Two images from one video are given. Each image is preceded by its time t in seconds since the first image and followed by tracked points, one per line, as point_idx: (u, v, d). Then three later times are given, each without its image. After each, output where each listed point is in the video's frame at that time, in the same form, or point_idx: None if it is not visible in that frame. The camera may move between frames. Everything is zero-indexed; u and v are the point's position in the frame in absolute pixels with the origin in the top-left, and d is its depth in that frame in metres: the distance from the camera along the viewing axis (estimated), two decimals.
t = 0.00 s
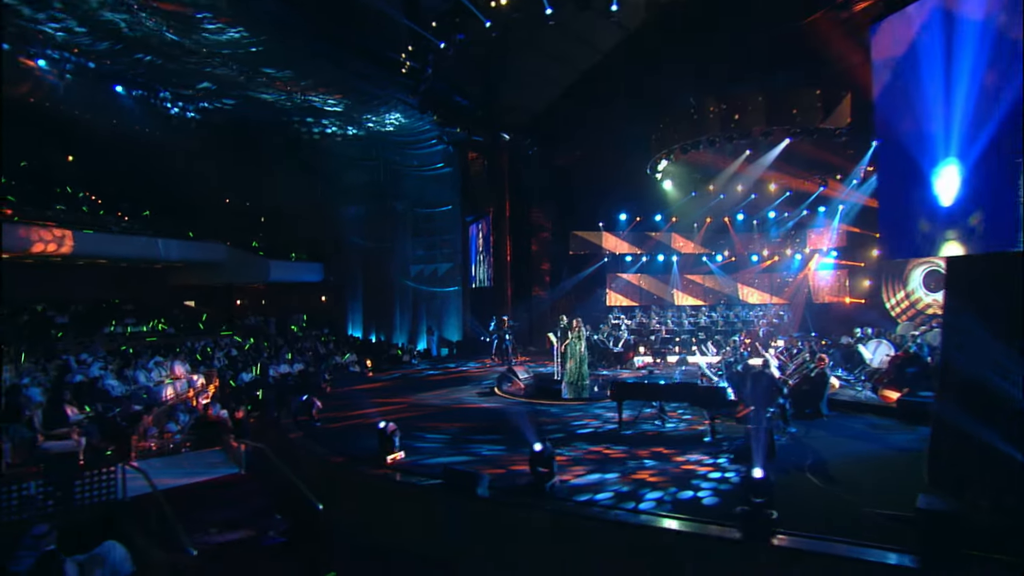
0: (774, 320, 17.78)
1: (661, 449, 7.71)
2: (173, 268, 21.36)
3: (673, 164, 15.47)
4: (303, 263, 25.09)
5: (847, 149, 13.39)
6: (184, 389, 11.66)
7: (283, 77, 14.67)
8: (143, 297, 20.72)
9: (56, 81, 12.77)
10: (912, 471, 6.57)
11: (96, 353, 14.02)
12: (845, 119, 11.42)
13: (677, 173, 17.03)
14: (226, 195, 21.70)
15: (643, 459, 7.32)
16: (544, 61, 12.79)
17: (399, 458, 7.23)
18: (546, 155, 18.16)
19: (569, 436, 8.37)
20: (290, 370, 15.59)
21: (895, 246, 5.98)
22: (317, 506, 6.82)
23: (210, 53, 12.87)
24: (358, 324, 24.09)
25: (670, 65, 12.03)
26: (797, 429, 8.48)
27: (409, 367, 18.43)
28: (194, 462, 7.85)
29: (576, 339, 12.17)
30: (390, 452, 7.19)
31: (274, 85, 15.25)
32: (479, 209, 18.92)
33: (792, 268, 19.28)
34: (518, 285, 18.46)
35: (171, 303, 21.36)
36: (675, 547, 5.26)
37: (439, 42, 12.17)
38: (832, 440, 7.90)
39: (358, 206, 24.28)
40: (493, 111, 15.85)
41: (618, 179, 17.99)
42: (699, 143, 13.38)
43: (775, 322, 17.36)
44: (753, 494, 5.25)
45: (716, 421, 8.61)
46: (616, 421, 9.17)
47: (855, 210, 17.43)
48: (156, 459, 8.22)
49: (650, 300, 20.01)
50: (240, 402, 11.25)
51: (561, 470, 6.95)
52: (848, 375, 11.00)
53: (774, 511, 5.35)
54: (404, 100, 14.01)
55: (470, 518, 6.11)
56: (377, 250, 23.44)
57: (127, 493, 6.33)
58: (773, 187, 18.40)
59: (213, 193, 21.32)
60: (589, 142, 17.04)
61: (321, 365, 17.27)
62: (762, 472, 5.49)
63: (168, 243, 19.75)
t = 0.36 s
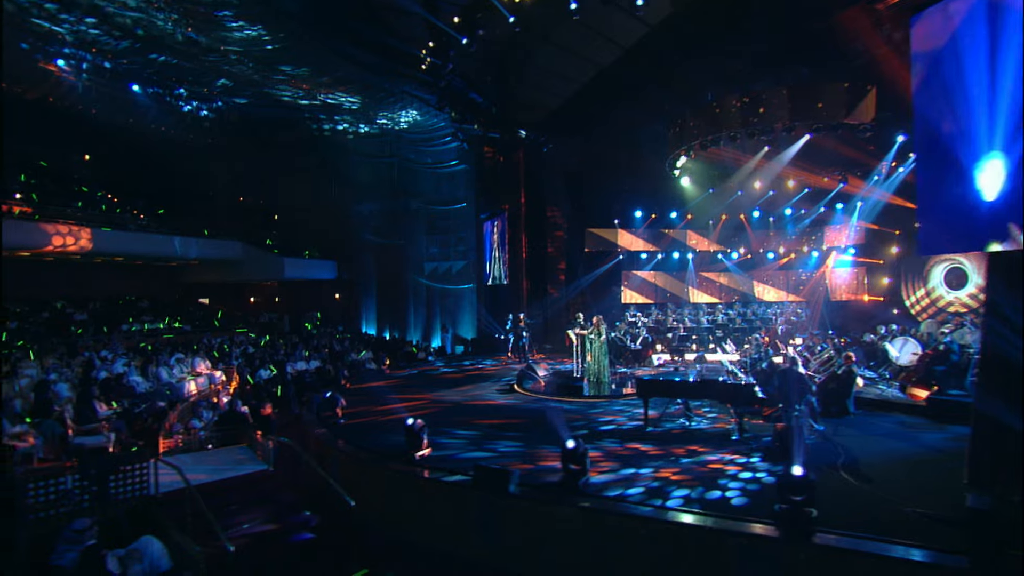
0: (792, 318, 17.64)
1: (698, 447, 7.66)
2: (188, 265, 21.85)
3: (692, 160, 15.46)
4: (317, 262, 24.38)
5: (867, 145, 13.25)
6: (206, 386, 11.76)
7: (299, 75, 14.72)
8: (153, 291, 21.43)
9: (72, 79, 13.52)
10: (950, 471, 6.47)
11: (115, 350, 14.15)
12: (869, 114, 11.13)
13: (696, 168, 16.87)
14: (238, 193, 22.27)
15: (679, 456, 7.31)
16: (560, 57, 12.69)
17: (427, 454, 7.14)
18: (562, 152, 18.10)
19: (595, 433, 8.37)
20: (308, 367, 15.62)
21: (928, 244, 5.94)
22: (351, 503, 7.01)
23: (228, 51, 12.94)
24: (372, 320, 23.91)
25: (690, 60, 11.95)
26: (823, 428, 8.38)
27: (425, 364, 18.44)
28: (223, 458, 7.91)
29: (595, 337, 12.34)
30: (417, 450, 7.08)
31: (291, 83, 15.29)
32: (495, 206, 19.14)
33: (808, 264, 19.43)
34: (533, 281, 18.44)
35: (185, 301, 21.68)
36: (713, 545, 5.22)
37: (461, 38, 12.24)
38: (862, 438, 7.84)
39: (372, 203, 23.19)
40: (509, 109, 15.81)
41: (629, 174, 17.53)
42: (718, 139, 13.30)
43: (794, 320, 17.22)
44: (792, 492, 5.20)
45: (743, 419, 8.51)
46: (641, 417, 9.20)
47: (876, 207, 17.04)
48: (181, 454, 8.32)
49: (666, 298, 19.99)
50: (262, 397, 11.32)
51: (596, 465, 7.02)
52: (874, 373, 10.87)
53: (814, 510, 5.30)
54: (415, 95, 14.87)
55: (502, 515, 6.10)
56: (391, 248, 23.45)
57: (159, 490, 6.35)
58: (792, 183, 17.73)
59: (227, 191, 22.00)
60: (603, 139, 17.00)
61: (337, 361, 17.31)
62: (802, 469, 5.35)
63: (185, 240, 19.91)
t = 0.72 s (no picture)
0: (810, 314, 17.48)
1: (729, 443, 7.64)
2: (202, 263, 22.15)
3: (710, 156, 15.38)
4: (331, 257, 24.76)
5: (886, 140, 13.13)
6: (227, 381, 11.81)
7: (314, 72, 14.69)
8: (167, 289, 21.77)
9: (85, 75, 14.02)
10: (983, 469, 6.42)
11: (133, 347, 14.26)
12: (892, 109, 10.90)
13: (713, 164, 16.79)
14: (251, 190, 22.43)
15: (711, 452, 7.29)
16: (575, 55, 12.67)
17: (457, 451, 7.12)
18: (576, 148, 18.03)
19: (621, 429, 8.36)
20: (324, 363, 15.67)
21: (966, 231, 5.89)
22: (372, 489, 7.08)
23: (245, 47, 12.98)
24: (385, 316, 23.95)
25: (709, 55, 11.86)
26: (851, 424, 8.39)
27: (440, 361, 18.44)
28: (248, 454, 8.03)
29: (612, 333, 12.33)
30: (446, 445, 7.06)
31: (306, 79, 15.28)
32: (512, 202, 19.28)
33: (825, 260, 19.23)
34: (547, 278, 18.46)
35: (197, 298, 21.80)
36: (748, 542, 5.18)
37: (483, 32, 12.10)
38: (888, 435, 7.78)
39: (384, 201, 23.54)
40: (524, 106, 15.76)
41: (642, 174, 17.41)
42: (737, 134, 13.21)
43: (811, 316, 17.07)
44: (830, 489, 5.18)
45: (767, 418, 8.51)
46: (665, 413, 9.24)
47: (893, 205, 16.76)
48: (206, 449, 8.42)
49: (680, 294, 19.97)
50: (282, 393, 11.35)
51: (627, 459, 7.10)
52: (898, 370, 10.75)
53: (852, 508, 5.27)
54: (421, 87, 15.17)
55: (534, 512, 6.07)
56: (404, 244, 23.42)
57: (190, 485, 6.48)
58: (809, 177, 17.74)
59: (240, 188, 22.21)
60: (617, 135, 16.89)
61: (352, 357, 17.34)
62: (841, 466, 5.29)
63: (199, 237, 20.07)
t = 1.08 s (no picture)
0: (828, 309, 17.26)
1: (761, 440, 7.63)
2: (212, 260, 22.60)
3: (727, 151, 15.26)
4: (342, 254, 24.25)
5: (904, 135, 13.00)
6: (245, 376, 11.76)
7: (328, 67, 14.64)
8: (181, 285, 22.18)
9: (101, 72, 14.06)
10: (1014, 465, 6.38)
11: (150, 343, 14.33)
12: (915, 101, 10.78)
13: (730, 160, 16.74)
14: (261, 187, 22.69)
15: (739, 449, 7.30)
16: (589, 53, 12.68)
17: (482, 446, 7.17)
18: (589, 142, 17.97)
19: (647, 425, 8.38)
20: (339, 358, 15.69)
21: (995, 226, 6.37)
22: (392, 473, 6.94)
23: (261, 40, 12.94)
24: (396, 312, 23.68)
25: (728, 49, 11.76)
26: (876, 419, 8.36)
27: (453, 357, 18.42)
28: (274, 451, 8.13)
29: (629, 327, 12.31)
30: (473, 441, 7.11)
31: (320, 74, 15.24)
32: (524, 197, 19.15)
33: (840, 256, 19.02)
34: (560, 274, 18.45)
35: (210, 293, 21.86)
36: (787, 539, 5.16)
37: (504, 26, 11.51)
38: (915, 431, 7.74)
39: (396, 196, 23.14)
40: (538, 102, 15.67)
41: (655, 169, 17.34)
42: (755, 128, 13.11)
43: (829, 312, 16.91)
44: (865, 487, 4.99)
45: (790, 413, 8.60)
46: (689, 408, 9.28)
47: (918, 201, 16.12)
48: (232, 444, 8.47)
49: (693, 289, 20.01)
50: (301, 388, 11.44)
51: (656, 453, 7.22)
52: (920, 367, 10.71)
53: (887, 504, 5.09)
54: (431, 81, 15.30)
55: (565, 507, 6.08)
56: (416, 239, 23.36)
57: (222, 481, 6.72)
58: (825, 174, 17.03)
59: (250, 184, 22.31)
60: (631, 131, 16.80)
61: (366, 353, 17.35)
62: (877, 462, 5.16)
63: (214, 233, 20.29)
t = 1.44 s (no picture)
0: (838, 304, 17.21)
1: (789, 436, 7.62)
2: (224, 255, 22.83)
3: (740, 146, 15.20)
4: (348, 248, 24.58)
5: (920, 129, 12.92)
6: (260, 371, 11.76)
7: (338, 61, 14.59)
8: (190, 280, 22.30)
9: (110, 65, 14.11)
10: None
11: (162, 337, 14.36)
12: (932, 97, 10.80)
13: (744, 155, 16.59)
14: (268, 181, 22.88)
15: (764, 444, 7.32)
16: (605, 49, 12.62)
17: (504, 441, 7.16)
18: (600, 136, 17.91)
19: (667, 419, 8.43)
20: (350, 353, 15.71)
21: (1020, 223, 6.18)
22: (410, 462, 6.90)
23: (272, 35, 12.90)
24: (404, 307, 23.75)
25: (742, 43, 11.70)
26: (897, 415, 8.36)
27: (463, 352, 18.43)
28: (296, 447, 8.23)
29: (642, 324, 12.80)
30: (495, 435, 7.10)
31: (329, 68, 15.19)
32: (533, 190, 18.99)
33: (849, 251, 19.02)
34: (569, 269, 18.47)
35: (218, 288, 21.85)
36: (816, 535, 5.17)
37: (519, 21, 11.65)
38: (937, 427, 7.73)
39: (403, 190, 23.04)
40: (548, 96, 15.62)
41: (666, 163, 17.30)
42: (770, 124, 13.04)
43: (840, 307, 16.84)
44: (893, 481, 5.08)
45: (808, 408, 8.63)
46: (707, 403, 9.31)
47: (934, 197, 15.79)
48: (252, 438, 8.48)
49: (702, 285, 20.01)
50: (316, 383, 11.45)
51: (683, 446, 7.33)
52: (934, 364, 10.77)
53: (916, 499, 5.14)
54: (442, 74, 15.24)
55: (591, 501, 6.10)
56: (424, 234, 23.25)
57: (248, 474, 6.78)
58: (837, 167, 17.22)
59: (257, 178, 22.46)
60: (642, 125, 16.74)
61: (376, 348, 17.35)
62: (906, 457, 5.21)
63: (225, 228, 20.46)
